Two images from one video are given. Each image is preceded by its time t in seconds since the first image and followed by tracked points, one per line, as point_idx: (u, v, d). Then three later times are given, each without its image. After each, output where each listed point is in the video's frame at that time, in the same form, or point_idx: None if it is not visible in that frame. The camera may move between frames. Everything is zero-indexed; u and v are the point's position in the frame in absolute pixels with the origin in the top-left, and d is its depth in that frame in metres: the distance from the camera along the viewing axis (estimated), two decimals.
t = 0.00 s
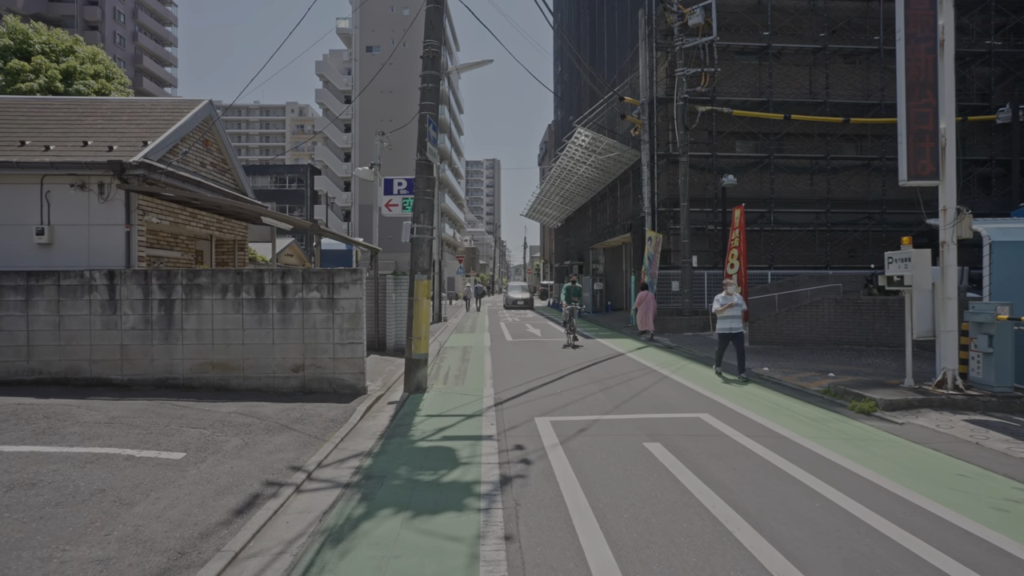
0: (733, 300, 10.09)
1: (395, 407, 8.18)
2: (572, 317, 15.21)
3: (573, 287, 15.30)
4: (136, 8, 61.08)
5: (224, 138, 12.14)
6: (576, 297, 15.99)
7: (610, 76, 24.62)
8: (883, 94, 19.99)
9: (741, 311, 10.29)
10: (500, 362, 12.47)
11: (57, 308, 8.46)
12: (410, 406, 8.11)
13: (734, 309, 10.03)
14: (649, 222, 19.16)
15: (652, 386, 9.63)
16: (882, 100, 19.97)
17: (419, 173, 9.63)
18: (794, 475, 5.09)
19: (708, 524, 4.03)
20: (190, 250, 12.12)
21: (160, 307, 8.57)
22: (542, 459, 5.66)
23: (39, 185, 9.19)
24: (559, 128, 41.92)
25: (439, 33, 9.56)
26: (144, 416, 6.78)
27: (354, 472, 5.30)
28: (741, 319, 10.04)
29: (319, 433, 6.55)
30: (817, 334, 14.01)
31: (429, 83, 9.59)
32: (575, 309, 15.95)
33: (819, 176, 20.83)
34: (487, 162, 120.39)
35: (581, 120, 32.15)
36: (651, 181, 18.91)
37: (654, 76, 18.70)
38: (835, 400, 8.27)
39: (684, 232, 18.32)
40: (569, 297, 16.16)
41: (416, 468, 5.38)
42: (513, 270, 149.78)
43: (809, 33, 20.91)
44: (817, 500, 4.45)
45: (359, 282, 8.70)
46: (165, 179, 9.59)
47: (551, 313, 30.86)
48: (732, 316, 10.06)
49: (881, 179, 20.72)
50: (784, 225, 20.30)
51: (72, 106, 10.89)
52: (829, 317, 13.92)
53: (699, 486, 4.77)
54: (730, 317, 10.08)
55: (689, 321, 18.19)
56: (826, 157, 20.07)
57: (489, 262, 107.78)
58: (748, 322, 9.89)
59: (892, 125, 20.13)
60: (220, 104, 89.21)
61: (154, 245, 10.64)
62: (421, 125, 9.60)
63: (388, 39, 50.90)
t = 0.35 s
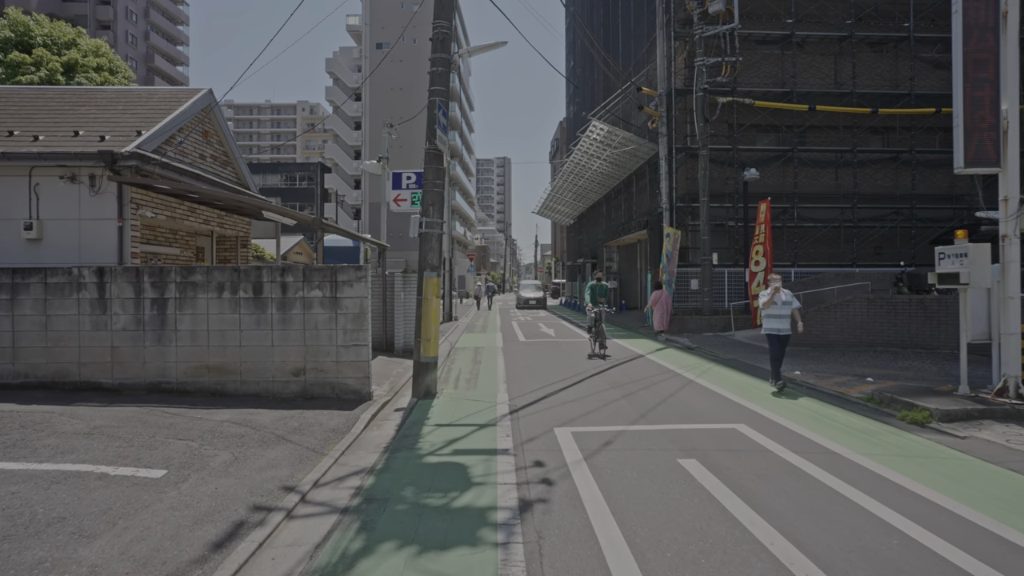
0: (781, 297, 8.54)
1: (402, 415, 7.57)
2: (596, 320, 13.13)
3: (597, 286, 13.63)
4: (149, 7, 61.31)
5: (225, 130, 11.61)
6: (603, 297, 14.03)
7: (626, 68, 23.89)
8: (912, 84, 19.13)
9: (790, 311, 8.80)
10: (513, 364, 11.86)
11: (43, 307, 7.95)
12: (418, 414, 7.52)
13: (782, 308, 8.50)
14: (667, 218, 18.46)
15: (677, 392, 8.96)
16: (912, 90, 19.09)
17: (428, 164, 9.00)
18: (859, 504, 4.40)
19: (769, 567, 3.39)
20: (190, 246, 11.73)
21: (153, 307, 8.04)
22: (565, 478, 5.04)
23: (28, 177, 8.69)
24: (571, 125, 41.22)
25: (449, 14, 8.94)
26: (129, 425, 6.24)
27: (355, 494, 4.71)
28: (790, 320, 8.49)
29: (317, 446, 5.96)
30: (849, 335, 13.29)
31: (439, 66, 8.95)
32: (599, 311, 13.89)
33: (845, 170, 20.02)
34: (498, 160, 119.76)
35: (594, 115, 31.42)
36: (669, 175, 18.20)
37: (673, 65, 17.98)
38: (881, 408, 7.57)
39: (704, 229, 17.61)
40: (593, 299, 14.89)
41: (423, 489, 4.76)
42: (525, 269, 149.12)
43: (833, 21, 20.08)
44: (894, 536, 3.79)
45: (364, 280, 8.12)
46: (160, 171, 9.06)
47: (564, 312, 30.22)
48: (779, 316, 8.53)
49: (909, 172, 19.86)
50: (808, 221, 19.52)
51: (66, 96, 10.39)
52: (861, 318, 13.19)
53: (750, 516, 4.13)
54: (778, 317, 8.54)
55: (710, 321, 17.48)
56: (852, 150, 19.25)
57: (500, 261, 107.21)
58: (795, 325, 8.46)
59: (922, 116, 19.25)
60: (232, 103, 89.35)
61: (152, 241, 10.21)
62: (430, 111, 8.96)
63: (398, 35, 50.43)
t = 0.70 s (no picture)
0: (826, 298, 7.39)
1: (399, 424, 7.00)
2: (622, 326, 10.87)
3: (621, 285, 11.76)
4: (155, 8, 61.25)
5: (218, 122, 11.08)
6: (627, 302, 11.99)
7: (635, 62, 23.25)
8: (935, 76, 18.41)
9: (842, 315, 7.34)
10: (520, 367, 11.27)
11: (17, 307, 7.43)
12: (417, 423, 6.95)
13: (828, 310, 7.26)
14: (679, 216, 17.83)
15: (695, 398, 8.34)
16: (935, 82, 18.36)
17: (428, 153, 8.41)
18: (920, 535, 3.80)
19: None
20: (182, 244, 11.28)
21: (133, 306, 7.49)
22: (579, 500, 4.44)
23: (4, 169, 8.18)
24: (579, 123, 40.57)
25: None
26: (100, 436, 5.70)
27: (339, 519, 4.15)
28: (835, 325, 7.39)
29: (302, 460, 5.39)
30: (872, 337, 12.64)
31: (440, 49, 8.36)
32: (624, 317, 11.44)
33: (863, 166, 19.33)
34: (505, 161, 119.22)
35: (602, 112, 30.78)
36: (680, 171, 17.57)
37: (685, 57, 17.33)
38: (922, 417, 6.94)
39: (718, 227, 16.97)
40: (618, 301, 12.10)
41: (417, 514, 4.18)
42: (531, 271, 148.37)
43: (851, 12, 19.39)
44: None
45: (359, 278, 7.57)
46: (145, 162, 8.53)
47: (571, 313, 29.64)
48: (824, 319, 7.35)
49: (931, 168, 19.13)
50: (825, 219, 18.85)
51: (50, 85, 9.88)
52: (885, 319, 12.55)
53: (797, 552, 3.54)
54: (824, 320, 7.29)
55: (724, 322, 16.85)
56: (871, 145, 18.56)
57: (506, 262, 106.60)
58: (842, 328, 7.43)
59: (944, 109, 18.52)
60: (239, 105, 89.28)
61: (140, 237, 9.74)
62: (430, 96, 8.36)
63: (404, 34, 49.98)
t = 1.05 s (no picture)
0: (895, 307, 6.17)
1: (394, 440, 6.38)
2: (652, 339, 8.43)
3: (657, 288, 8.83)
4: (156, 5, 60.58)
5: (206, 114, 10.47)
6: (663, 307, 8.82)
7: (644, 56, 22.57)
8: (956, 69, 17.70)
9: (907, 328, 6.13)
10: (525, 374, 10.66)
11: None
12: (413, 439, 6.35)
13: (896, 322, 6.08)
14: (689, 214, 17.19)
15: (717, 410, 7.70)
16: (956, 75, 17.64)
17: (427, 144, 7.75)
18: None
19: None
20: (169, 243, 10.69)
21: (106, 310, 6.87)
22: (599, 539, 3.81)
23: None
24: (585, 121, 39.91)
25: None
26: (56, 456, 5.08)
27: (317, 565, 3.53)
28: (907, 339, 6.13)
29: (282, 487, 4.76)
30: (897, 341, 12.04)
31: (440, 30, 7.71)
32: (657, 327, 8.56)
33: (880, 162, 18.66)
34: (508, 160, 118.64)
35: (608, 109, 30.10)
36: (691, 167, 16.91)
37: (696, 49, 16.65)
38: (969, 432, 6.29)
39: (730, 225, 16.32)
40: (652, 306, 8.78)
41: (409, 559, 3.56)
42: (535, 270, 147.80)
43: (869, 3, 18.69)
44: None
45: (351, 280, 6.96)
46: (122, 155, 7.91)
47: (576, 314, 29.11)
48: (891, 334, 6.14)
49: (951, 164, 18.45)
50: (840, 218, 18.20)
51: (25, 74, 9.26)
52: (911, 322, 11.92)
53: None
54: (892, 335, 6.10)
55: (736, 324, 16.21)
56: (889, 140, 17.88)
57: (509, 261, 106.03)
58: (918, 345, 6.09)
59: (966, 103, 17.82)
60: (242, 103, 88.89)
61: (121, 235, 9.17)
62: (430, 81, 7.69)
63: (406, 31, 49.37)
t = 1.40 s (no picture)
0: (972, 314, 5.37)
1: (388, 458, 5.82)
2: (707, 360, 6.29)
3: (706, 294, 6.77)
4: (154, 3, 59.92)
5: (192, 106, 9.90)
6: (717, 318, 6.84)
7: (649, 50, 21.97)
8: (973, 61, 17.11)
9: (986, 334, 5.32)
10: (529, 380, 10.09)
11: None
12: (409, 457, 5.79)
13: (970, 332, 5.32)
14: (697, 212, 16.60)
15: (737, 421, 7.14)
16: (974, 68, 17.05)
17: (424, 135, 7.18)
18: None
19: None
20: (154, 242, 10.13)
21: (74, 315, 6.30)
22: None
23: None
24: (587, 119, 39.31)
25: None
26: (7, 481, 4.52)
27: None
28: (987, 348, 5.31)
29: (259, 518, 4.19)
30: (918, 344, 11.53)
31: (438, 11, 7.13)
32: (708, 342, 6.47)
33: (894, 159, 18.09)
34: (508, 159, 118.05)
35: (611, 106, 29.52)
36: (699, 164, 16.33)
37: (704, 42, 16.07)
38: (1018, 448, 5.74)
39: (740, 224, 15.73)
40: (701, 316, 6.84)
41: None
42: (535, 270, 147.25)
43: None
44: None
45: (342, 282, 6.40)
46: (95, 147, 7.33)
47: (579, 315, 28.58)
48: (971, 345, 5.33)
49: (967, 160, 17.88)
50: (852, 216, 17.64)
51: None
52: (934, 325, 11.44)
53: None
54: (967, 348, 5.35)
55: (746, 326, 15.65)
56: (902, 136, 17.27)
57: (510, 261, 105.43)
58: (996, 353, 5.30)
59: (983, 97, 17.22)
60: (241, 103, 88.32)
61: (101, 234, 8.64)
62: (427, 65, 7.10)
63: (405, 29, 48.76)
